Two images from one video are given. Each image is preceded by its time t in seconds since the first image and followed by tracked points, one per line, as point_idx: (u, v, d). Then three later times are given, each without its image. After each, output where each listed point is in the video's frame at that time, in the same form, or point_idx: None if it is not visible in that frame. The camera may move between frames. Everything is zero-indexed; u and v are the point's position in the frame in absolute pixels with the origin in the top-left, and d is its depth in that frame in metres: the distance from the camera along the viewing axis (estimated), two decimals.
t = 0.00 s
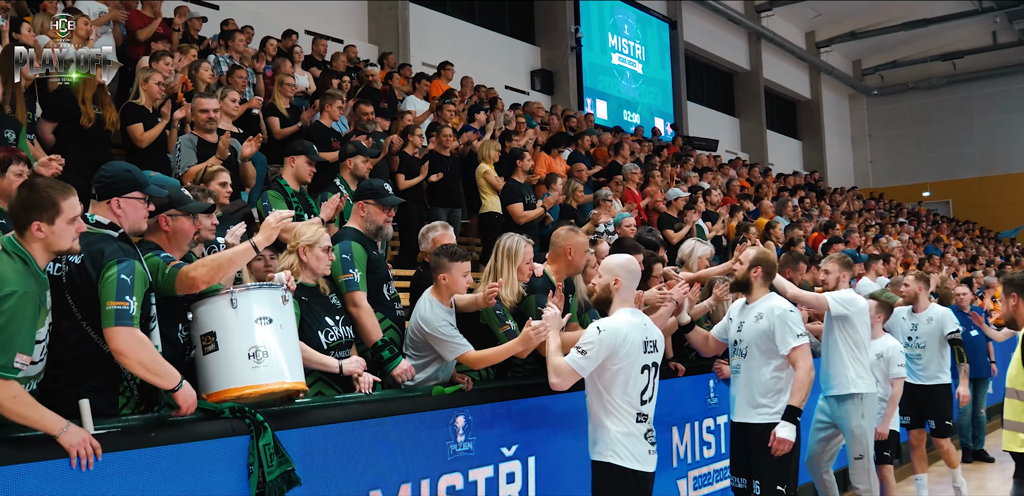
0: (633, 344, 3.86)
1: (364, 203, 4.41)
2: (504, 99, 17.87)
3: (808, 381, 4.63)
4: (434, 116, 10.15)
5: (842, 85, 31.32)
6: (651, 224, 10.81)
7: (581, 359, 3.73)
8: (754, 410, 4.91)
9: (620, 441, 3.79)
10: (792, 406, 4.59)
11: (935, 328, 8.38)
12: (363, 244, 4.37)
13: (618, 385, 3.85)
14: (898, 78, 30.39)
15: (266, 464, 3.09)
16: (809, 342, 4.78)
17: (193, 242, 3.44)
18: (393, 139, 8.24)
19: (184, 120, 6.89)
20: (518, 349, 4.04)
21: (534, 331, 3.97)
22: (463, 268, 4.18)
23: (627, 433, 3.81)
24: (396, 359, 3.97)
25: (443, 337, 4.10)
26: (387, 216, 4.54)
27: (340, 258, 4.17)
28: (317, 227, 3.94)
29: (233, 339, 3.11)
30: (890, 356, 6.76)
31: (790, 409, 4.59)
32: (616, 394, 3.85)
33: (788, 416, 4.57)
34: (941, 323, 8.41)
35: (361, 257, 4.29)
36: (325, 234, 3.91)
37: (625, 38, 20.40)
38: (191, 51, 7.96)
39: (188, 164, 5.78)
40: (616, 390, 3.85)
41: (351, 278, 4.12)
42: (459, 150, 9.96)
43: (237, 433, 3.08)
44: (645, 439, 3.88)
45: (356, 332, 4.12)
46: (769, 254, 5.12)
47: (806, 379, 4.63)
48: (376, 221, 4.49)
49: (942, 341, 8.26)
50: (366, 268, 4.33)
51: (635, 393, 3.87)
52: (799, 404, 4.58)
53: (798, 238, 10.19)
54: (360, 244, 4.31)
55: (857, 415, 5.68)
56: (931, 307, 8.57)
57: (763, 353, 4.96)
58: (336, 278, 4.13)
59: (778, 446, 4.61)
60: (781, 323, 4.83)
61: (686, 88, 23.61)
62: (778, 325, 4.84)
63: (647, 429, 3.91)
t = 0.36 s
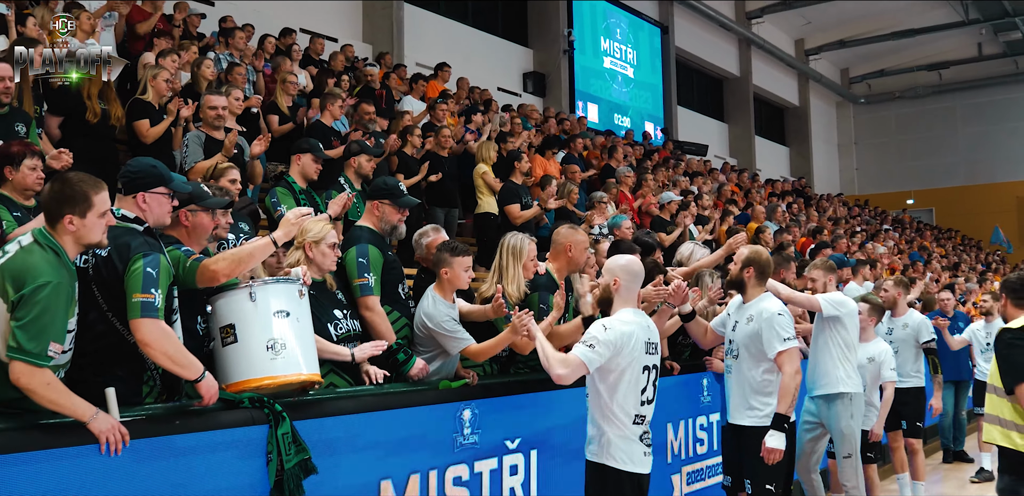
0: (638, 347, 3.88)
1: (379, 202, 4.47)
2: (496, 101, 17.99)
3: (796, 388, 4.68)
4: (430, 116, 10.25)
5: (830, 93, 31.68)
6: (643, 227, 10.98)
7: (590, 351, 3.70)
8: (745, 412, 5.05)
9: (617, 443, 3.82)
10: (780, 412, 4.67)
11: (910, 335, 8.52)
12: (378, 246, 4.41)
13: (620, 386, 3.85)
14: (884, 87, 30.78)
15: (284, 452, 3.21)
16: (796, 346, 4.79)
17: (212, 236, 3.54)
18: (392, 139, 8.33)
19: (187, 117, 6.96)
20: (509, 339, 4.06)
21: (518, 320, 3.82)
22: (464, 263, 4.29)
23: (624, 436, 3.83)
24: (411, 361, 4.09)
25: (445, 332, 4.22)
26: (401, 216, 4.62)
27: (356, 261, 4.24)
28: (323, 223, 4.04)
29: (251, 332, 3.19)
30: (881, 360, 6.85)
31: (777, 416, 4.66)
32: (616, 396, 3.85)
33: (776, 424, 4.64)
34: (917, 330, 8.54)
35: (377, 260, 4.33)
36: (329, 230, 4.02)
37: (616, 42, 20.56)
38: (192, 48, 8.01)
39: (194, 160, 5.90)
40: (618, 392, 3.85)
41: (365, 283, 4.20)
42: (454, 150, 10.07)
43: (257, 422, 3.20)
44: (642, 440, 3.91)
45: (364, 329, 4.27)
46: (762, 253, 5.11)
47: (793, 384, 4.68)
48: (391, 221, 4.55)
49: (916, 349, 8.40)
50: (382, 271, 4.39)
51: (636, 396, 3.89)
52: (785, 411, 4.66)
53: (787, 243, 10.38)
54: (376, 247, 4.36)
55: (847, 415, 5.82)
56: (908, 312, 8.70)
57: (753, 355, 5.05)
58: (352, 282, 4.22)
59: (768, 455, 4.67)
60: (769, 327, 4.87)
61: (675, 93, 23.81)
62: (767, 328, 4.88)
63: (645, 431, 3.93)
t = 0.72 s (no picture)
0: (639, 319, 3.90)
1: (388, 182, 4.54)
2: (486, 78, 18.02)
3: (783, 357, 4.65)
4: (424, 94, 10.30)
5: (817, 65, 31.78)
6: (637, 202, 11.10)
7: (586, 322, 3.70)
8: (747, 383, 5.01)
9: (626, 414, 3.79)
10: (767, 380, 4.62)
11: (901, 306, 8.58)
12: (387, 228, 4.51)
13: (622, 358, 3.86)
14: (871, 58, 30.89)
15: (304, 425, 3.36)
16: (786, 317, 4.81)
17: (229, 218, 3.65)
18: (389, 118, 8.39)
19: (188, 99, 7.02)
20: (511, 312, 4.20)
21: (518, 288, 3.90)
22: (470, 243, 4.37)
23: (633, 406, 3.82)
24: (419, 339, 4.23)
25: (450, 307, 4.34)
26: (409, 197, 4.68)
27: (366, 243, 4.35)
28: (328, 203, 4.13)
29: (270, 309, 3.28)
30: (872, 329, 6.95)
31: (762, 384, 4.63)
32: (619, 368, 3.85)
33: (760, 391, 4.62)
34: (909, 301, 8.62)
35: (386, 241, 4.45)
36: (335, 210, 4.12)
37: (605, 17, 20.55)
38: (187, 30, 8.03)
39: (202, 141, 6.39)
40: (621, 364, 3.86)
41: (374, 264, 4.33)
42: (449, 128, 10.14)
43: (277, 397, 3.32)
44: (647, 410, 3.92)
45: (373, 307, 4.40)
46: (751, 226, 5.05)
47: (782, 353, 4.65)
48: (400, 202, 4.63)
49: (906, 319, 8.49)
50: (390, 251, 4.50)
51: (637, 367, 3.91)
52: (771, 378, 4.63)
53: (779, 215, 10.55)
54: (385, 228, 4.47)
55: (845, 386, 6.01)
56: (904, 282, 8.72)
57: (748, 328, 5.04)
58: (361, 263, 4.35)
59: (749, 420, 4.63)
60: (760, 299, 4.89)
61: (664, 67, 23.84)
62: (759, 300, 4.89)
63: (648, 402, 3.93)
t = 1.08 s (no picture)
0: (651, 314, 3.84)
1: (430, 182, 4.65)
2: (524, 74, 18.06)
3: (819, 342, 4.55)
4: (464, 92, 10.40)
5: (861, 55, 31.12)
6: (677, 197, 11.05)
7: (599, 320, 3.67)
8: (780, 372, 4.80)
9: (643, 411, 3.72)
10: (802, 362, 4.52)
11: (951, 299, 8.15)
12: (432, 228, 4.61)
13: (636, 353, 3.79)
14: (917, 47, 30.13)
15: (355, 416, 3.48)
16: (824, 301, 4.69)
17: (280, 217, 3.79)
18: (430, 116, 8.50)
19: (236, 101, 7.24)
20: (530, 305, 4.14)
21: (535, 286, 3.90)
22: (509, 233, 4.45)
23: (650, 401, 3.76)
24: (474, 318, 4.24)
25: (492, 304, 4.51)
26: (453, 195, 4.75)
27: (409, 244, 4.48)
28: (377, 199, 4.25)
29: (322, 305, 3.40)
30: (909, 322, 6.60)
31: (797, 367, 4.53)
32: (636, 365, 3.78)
33: (796, 375, 4.51)
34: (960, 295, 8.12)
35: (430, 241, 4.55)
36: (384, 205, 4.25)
37: (643, 11, 20.44)
38: (235, 33, 8.25)
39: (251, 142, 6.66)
40: (638, 361, 3.78)
41: (417, 265, 4.47)
42: (489, 125, 10.24)
43: (330, 388, 3.45)
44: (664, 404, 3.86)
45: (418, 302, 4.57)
46: (788, 219, 5.02)
47: (818, 337, 4.56)
48: (445, 200, 4.72)
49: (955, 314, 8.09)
50: (433, 250, 4.62)
51: (651, 363, 3.84)
52: (806, 362, 4.52)
53: (822, 209, 10.41)
54: (429, 228, 4.57)
55: (890, 382, 5.94)
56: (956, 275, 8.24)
57: (782, 314, 4.86)
58: (405, 263, 4.49)
59: (785, 404, 4.56)
60: (796, 284, 4.75)
61: (703, 60, 23.59)
62: (795, 285, 4.76)
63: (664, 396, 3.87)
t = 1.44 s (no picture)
0: (627, 304, 3.87)
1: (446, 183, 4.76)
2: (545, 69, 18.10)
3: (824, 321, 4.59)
4: (483, 88, 10.50)
5: (887, 46, 30.74)
6: (694, 191, 11.07)
7: (569, 311, 3.70)
8: (778, 359, 4.78)
9: (609, 401, 3.73)
10: (819, 347, 4.57)
11: (969, 294, 7.94)
12: (448, 229, 4.75)
13: (609, 343, 3.80)
14: (944, 38, 29.70)
15: (370, 404, 3.61)
16: (819, 283, 4.69)
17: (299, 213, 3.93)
18: (448, 112, 8.63)
19: (259, 100, 7.41)
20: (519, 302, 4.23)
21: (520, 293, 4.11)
22: (518, 228, 4.59)
23: (618, 392, 3.76)
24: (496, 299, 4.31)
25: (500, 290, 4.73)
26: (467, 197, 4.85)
27: (428, 246, 4.63)
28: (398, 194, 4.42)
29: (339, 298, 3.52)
30: (911, 315, 6.70)
31: (818, 351, 4.57)
32: (606, 356, 3.79)
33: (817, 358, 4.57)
34: (978, 290, 7.94)
35: (447, 243, 4.70)
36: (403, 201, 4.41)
37: (664, 4, 20.36)
38: (257, 32, 8.42)
39: (271, 140, 6.85)
40: (608, 351, 3.80)
41: (437, 266, 4.60)
42: (507, 121, 10.35)
43: (345, 378, 3.59)
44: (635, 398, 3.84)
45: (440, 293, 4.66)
46: (777, 220, 5.13)
47: (822, 317, 4.59)
48: (459, 202, 4.82)
49: (974, 308, 7.88)
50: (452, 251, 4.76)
51: (625, 355, 3.83)
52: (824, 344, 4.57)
53: (841, 203, 10.38)
54: (446, 230, 4.72)
55: (889, 374, 5.84)
56: (970, 270, 8.07)
57: (778, 300, 4.87)
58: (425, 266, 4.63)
59: (819, 390, 4.57)
60: (789, 270, 4.76)
61: (725, 53, 23.43)
62: (787, 272, 4.77)
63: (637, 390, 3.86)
